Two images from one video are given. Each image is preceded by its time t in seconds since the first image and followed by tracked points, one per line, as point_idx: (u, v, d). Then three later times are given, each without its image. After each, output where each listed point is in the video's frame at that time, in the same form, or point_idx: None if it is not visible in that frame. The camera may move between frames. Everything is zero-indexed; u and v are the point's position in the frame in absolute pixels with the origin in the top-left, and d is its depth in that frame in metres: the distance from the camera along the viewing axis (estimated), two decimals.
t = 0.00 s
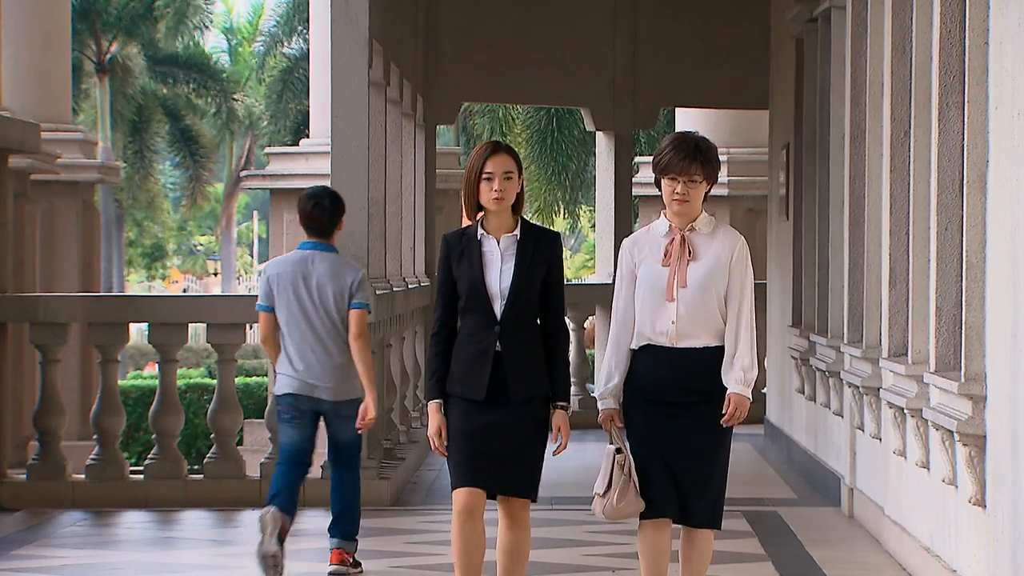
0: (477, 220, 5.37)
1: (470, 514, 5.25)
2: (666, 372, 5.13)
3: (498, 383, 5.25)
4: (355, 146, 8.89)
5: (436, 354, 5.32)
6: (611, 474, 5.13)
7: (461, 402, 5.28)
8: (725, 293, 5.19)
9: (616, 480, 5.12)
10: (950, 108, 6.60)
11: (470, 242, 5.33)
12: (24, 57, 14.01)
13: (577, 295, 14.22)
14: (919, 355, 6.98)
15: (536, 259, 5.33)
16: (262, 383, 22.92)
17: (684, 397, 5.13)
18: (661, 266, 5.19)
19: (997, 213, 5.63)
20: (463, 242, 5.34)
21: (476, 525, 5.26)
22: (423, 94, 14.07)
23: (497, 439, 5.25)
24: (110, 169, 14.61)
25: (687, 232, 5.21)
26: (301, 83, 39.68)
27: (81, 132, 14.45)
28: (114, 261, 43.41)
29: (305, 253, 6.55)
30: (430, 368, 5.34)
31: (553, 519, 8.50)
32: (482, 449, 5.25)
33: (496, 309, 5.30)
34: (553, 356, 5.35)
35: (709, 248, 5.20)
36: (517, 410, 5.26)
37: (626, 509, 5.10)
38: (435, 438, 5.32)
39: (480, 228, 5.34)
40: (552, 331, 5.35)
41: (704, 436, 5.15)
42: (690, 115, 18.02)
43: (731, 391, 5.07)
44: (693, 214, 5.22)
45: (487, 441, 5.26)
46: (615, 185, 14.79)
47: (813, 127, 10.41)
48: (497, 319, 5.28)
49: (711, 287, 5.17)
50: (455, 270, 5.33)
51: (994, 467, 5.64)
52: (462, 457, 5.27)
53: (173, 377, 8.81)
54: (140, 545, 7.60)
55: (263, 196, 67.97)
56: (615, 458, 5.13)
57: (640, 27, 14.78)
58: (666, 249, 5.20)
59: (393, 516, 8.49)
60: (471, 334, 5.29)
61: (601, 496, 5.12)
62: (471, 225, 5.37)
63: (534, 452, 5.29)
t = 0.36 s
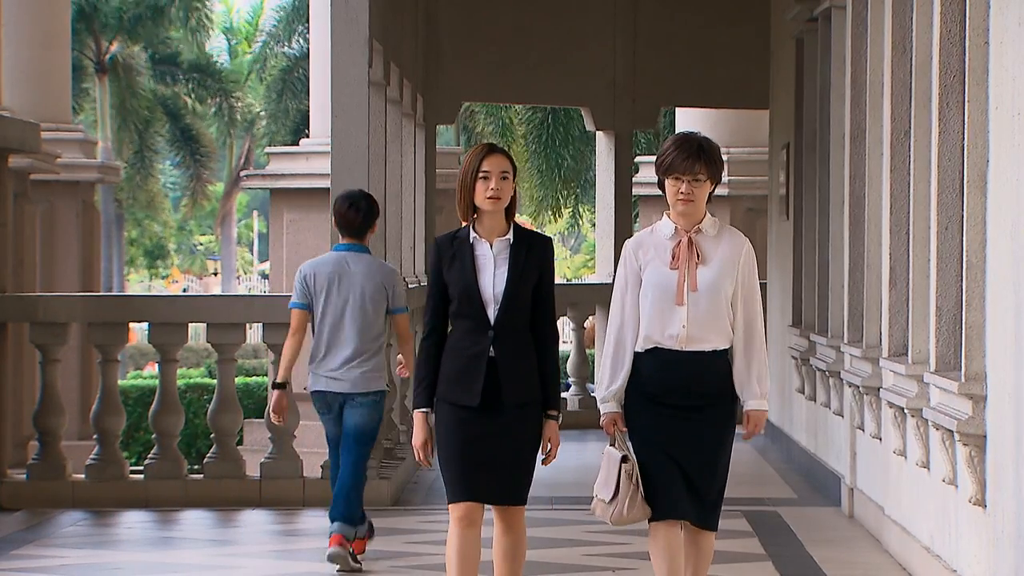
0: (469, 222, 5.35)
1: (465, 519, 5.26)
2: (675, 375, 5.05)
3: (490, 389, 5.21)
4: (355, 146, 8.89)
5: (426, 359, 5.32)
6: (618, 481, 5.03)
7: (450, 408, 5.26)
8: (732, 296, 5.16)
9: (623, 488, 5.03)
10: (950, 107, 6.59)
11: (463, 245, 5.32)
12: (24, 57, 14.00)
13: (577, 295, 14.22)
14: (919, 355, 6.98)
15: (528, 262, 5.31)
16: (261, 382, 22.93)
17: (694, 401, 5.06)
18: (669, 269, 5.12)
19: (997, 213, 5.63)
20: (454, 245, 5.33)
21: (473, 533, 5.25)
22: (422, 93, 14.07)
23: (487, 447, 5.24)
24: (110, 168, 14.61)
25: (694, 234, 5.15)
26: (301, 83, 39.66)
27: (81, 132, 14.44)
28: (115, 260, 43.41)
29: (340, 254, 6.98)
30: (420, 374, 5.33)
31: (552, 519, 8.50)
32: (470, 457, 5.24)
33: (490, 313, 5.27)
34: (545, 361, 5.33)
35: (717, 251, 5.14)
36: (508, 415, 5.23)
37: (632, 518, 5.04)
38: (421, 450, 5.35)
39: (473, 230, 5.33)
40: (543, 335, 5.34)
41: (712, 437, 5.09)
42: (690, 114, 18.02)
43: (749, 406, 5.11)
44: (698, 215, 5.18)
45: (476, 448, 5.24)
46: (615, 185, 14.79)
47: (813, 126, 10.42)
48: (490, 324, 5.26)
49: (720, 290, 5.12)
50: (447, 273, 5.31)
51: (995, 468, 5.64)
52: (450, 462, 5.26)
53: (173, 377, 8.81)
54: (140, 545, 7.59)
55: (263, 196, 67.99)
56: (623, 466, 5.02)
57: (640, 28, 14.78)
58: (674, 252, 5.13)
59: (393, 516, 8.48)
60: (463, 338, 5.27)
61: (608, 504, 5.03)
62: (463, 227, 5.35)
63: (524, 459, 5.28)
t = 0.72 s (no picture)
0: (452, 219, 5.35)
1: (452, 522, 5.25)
2: (679, 375, 5.03)
3: (479, 384, 5.18)
4: (355, 146, 8.89)
5: (414, 359, 5.31)
6: (623, 491, 5.01)
7: (440, 407, 5.23)
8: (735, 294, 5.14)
9: (627, 498, 5.01)
10: (950, 107, 6.59)
11: (446, 242, 5.31)
12: (24, 55, 13.98)
13: (578, 295, 14.21)
14: (919, 355, 6.98)
15: (513, 259, 5.29)
16: (262, 382, 22.93)
17: (701, 404, 5.04)
18: (675, 267, 5.09)
19: (998, 212, 5.63)
20: (437, 244, 5.32)
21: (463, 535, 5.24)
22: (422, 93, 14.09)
23: (479, 446, 5.21)
24: (110, 169, 14.61)
25: (697, 232, 5.11)
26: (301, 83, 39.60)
27: (81, 132, 14.44)
28: (115, 260, 43.39)
29: (368, 244, 7.32)
30: (409, 374, 5.31)
31: (552, 519, 8.50)
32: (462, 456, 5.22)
33: (478, 310, 5.25)
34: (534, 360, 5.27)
35: (721, 249, 5.12)
36: (499, 411, 5.20)
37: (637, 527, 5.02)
38: (412, 451, 5.32)
39: (455, 228, 5.32)
40: (532, 332, 5.30)
41: (715, 441, 5.08)
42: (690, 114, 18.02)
43: (755, 407, 5.13)
44: (699, 214, 5.14)
45: (467, 447, 5.21)
46: (615, 186, 14.79)
47: (813, 127, 10.42)
48: (479, 320, 5.24)
49: (726, 289, 5.10)
50: (432, 271, 5.30)
51: (995, 467, 5.64)
52: (440, 460, 5.24)
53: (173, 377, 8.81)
54: (140, 545, 7.59)
55: (263, 196, 67.99)
56: (628, 477, 5.01)
57: (640, 27, 14.78)
58: (679, 252, 5.09)
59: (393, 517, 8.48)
60: (451, 335, 5.24)
61: (611, 512, 5.01)
62: (445, 225, 5.35)
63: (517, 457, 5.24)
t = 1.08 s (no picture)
0: (444, 216, 5.31)
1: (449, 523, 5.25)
2: (679, 373, 5.02)
3: (478, 383, 5.17)
4: (355, 146, 8.88)
5: (409, 358, 5.26)
6: (633, 474, 4.91)
7: (438, 407, 5.20)
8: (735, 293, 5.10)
9: (638, 480, 4.90)
10: (950, 107, 6.58)
11: (438, 240, 5.29)
12: (24, 55, 13.95)
13: (578, 295, 14.21)
14: (919, 355, 6.98)
15: (505, 257, 5.29)
16: (261, 383, 22.94)
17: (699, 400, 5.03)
18: (673, 266, 5.07)
19: (998, 212, 5.63)
20: (429, 242, 5.29)
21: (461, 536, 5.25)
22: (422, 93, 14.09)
23: (478, 445, 5.20)
24: (110, 169, 14.62)
25: (696, 231, 5.10)
26: (301, 83, 39.54)
27: (81, 132, 14.44)
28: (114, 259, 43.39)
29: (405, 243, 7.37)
30: (403, 375, 5.25)
31: (553, 519, 8.50)
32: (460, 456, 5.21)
33: (473, 308, 5.24)
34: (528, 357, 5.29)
35: (719, 247, 5.09)
36: (499, 410, 5.19)
37: (653, 508, 4.89)
38: (410, 452, 5.25)
39: (447, 225, 5.30)
40: (525, 330, 5.31)
41: (717, 438, 5.04)
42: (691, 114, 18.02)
43: (740, 391, 4.99)
44: (698, 212, 5.13)
45: (466, 446, 5.20)
46: (615, 185, 14.78)
47: (813, 127, 10.42)
48: (474, 318, 5.22)
49: (724, 287, 5.07)
50: (425, 270, 5.26)
51: (995, 467, 5.64)
52: (443, 461, 5.22)
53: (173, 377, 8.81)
54: (140, 545, 7.59)
55: (263, 195, 67.98)
56: (637, 457, 4.92)
57: (640, 27, 14.78)
58: (677, 249, 5.08)
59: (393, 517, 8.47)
60: (447, 335, 5.22)
61: (620, 499, 4.89)
62: (436, 223, 5.32)
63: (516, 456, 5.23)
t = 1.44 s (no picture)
0: (446, 218, 5.27)
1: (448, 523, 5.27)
2: (675, 377, 4.99)
3: (479, 387, 5.15)
4: (355, 146, 8.87)
5: (409, 362, 5.23)
6: (627, 488, 4.89)
7: (439, 411, 5.19)
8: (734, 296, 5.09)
9: (632, 495, 4.88)
10: (950, 107, 6.58)
11: (439, 243, 5.26)
12: (24, 55, 13.93)
13: (578, 295, 14.21)
14: (919, 355, 6.98)
15: (509, 257, 5.29)
16: (262, 382, 22.93)
17: (699, 406, 4.98)
18: (669, 271, 5.04)
19: (998, 212, 5.62)
20: (431, 244, 5.26)
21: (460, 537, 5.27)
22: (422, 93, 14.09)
23: (478, 449, 5.19)
24: (110, 169, 14.61)
25: (694, 234, 5.07)
26: (301, 82, 39.47)
27: (81, 131, 14.43)
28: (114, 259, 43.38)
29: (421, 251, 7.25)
30: (403, 379, 5.23)
31: (552, 519, 8.50)
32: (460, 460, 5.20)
33: (474, 310, 5.22)
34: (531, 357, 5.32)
35: (717, 251, 5.06)
36: (499, 414, 5.17)
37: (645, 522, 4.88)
38: (410, 458, 5.23)
39: (448, 228, 5.27)
40: (527, 331, 5.31)
41: (719, 443, 5.00)
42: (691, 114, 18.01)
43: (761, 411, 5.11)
44: (696, 215, 5.10)
45: (466, 449, 5.19)
46: (615, 186, 14.77)
47: (813, 127, 10.41)
48: (475, 321, 5.21)
49: (722, 291, 5.04)
50: (426, 273, 5.24)
51: (995, 467, 5.63)
52: (443, 465, 5.21)
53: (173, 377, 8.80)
54: (140, 545, 7.58)
55: (262, 195, 67.94)
56: (631, 471, 4.90)
57: (640, 28, 14.78)
58: (674, 254, 5.05)
59: (393, 517, 8.47)
60: (448, 338, 5.20)
61: (616, 513, 4.89)
62: (437, 225, 5.29)
63: (517, 460, 5.21)
